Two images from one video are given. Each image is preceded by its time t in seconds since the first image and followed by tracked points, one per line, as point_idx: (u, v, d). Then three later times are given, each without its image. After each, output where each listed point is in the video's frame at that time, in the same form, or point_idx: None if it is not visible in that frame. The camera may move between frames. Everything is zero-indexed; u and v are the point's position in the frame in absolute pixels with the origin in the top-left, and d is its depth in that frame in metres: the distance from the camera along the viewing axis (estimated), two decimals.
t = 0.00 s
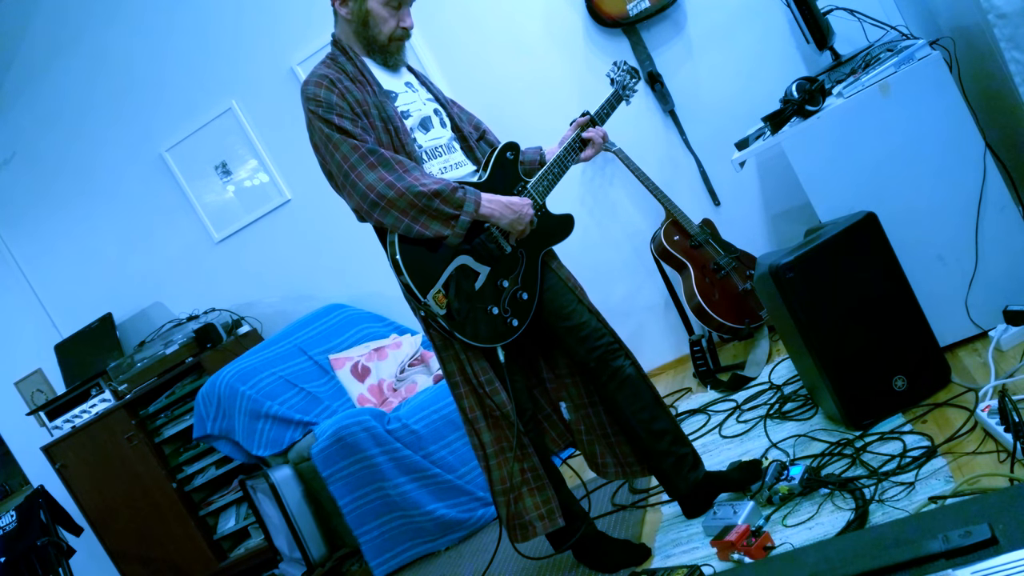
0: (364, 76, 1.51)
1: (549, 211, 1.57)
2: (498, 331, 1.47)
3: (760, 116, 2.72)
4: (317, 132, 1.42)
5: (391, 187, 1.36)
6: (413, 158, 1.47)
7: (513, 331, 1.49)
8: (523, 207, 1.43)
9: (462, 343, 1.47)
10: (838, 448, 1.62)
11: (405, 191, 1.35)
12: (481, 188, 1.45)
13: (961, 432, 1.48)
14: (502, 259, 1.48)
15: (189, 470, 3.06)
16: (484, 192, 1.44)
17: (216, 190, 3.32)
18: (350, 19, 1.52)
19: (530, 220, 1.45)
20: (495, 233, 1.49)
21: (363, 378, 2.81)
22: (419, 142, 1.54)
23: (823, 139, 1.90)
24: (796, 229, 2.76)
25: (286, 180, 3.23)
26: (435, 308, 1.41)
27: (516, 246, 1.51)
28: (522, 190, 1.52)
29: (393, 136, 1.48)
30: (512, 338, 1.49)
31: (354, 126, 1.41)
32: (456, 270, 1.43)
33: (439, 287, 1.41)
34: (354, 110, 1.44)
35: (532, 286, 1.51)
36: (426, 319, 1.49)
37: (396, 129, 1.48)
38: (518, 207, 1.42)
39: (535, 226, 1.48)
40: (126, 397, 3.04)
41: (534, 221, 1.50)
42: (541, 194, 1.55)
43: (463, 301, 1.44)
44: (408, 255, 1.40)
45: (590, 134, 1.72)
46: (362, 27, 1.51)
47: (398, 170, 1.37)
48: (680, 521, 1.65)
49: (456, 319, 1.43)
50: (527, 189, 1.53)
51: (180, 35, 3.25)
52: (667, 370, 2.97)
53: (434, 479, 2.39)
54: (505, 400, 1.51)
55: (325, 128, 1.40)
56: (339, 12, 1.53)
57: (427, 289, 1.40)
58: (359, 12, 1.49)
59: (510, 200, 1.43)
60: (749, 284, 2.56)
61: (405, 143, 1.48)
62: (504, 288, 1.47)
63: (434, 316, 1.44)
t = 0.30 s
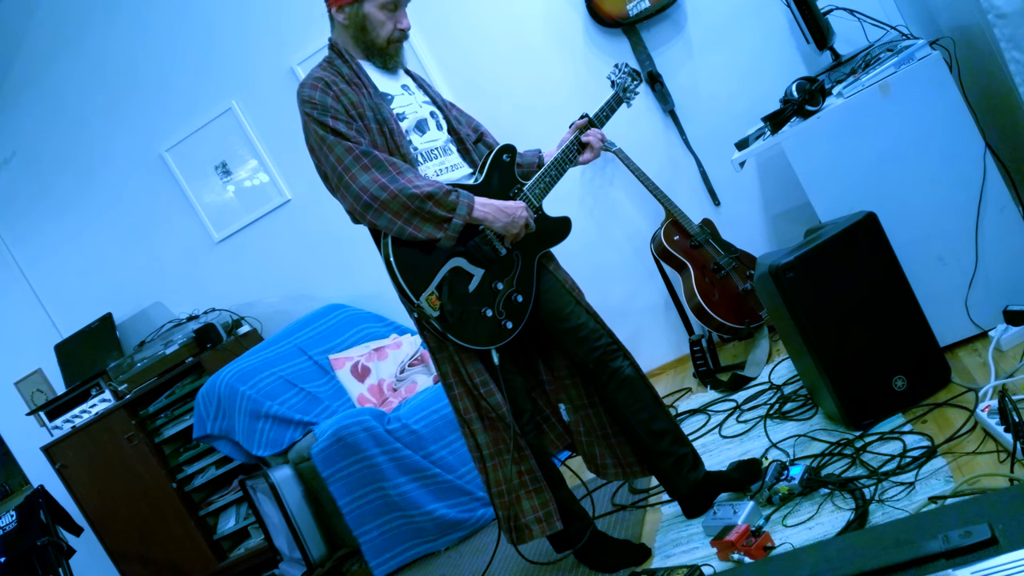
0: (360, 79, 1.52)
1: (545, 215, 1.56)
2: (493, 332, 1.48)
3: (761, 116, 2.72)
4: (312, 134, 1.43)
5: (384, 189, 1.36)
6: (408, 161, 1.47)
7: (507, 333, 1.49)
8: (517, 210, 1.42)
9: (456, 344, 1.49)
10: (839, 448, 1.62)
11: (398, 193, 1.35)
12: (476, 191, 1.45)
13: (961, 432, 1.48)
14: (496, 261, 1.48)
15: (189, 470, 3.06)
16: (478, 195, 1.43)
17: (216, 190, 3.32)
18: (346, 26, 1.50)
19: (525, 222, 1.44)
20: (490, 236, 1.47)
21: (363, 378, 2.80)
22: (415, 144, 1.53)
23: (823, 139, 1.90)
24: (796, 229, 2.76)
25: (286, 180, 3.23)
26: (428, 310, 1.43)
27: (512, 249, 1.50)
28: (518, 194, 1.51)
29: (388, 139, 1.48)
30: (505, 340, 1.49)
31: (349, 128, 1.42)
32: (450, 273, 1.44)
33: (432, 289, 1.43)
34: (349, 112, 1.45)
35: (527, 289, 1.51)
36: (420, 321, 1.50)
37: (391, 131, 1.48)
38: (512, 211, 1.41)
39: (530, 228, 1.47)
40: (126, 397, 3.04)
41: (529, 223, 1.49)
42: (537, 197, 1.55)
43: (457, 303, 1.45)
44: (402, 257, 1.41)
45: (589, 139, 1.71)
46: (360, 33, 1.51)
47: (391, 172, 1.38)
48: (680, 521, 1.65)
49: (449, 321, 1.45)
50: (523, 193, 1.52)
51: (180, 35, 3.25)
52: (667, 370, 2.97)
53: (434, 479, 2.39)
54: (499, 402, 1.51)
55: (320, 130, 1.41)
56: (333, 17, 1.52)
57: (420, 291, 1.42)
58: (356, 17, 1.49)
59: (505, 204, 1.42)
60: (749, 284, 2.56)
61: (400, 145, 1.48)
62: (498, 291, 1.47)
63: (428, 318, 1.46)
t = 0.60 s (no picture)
0: (347, 88, 1.50)
1: (533, 222, 1.55)
2: (480, 337, 1.49)
3: (761, 116, 2.72)
4: (299, 144, 1.43)
5: (369, 198, 1.36)
6: (395, 169, 1.48)
7: (495, 338, 1.50)
8: (503, 214, 1.41)
9: (445, 349, 1.49)
10: (838, 448, 1.62)
11: (383, 201, 1.36)
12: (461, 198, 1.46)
13: (961, 432, 1.48)
14: (484, 266, 1.47)
15: (189, 470, 3.06)
16: (463, 200, 1.43)
17: (216, 190, 3.32)
18: (337, 45, 1.51)
19: (511, 227, 1.43)
20: (477, 241, 1.46)
21: (363, 378, 2.80)
22: (401, 153, 1.53)
23: (822, 139, 1.90)
24: (796, 229, 2.75)
25: (286, 180, 3.23)
26: (415, 315, 1.44)
27: (499, 254, 1.49)
28: (505, 200, 1.52)
29: (376, 147, 1.48)
30: (493, 346, 1.50)
31: (335, 138, 1.41)
32: (436, 277, 1.44)
33: (419, 293, 1.44)
34: (336, 122, 1.45)
35: (516, 293, 1.51)
36: (408, 326, 1.51)
37: (379, 140, 1.49)
38: (498, 214, 1.41)
39: (516, 233, 1.45)
40: (126, 397, 3.04)
41: (516, 228, 1.47)
42: (524, 204, 1.54)
43: (444, 307, 1.45)
44: (390, 264, 1.41)
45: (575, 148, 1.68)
46: (353, 49, 1.51)
47: (376, 180, 1.38)
48: (680, 521, 1.65)
49: (437, 326, 1.46)
50: (509, 199, 1.52)
51: (180, 35, 3.25)
52: (667, 370, 2.98)
53: (434, 479, 2.39)
54: (493, 404, 1.50)
55: (307, 140, 1.41)
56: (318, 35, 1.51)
57: (406, 295, 1.43)
58: (346, 36, 1.48)
59: (490, 208, 1.41)
60: (749, 284, 2.56)
61: (388, 153, 1.49)
62: (486, 296, 1.48)
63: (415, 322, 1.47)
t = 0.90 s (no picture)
0: (324, 103, 1.52)
1: (517, 226, 1.56)
2: (464, 343, 1.49)
3: (760, 116, 2.72)
4: (278, 159, 1.45)
5: (348, 207, 1.38)
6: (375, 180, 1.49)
7: (480, 343, 1.50)
8: (483, 219, 1.44)
9: (432, 356, 1.50)
10: (838, 448, 1.62)
11: (361, 210, 1.38)
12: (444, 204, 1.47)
13: (961, 432, 1.48)
14: (466, 272, 1.49)
15: (189, 470, 3.06)
16: (443, 207, 1.45)
17: (216, 190, 3.32)
18: (311, 59, 1.52)
19: (491, 232, 1.45)
20: (459, 247, 1.48)
21: (363, 378, 2.80)
22: (380, 164, 1.54)
23: (822, 139, 1.90)
24: (796, 229, 2.75)
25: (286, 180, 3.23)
26: (399, 322, 1.45)
27: (482, 259, 1.51)
28: (487, 205, 1.53)
29: (355, 158, 1.50)
30: (479, 350, 1.50)
31: (313, 151, 1.43)
32: (420, 284, 1.46)
33: (403, 301, 1.45)
34: (314, 136, 1.46)
35: (499, 298, 1.52)
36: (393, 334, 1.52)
37: (357, 151, 1.50)
38: (478, 220, 1.43)
39: (497, 237, 1.48)
40: (126, 397, 3.04)
41: (496, 233, 1.49)
42: (507, 208, 1.55)
43: (427, 314, 1.46)
44: (372, 272, 1.43)
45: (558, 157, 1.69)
46: (326, 63, 1.53)
47: (355, 190, 1.40)
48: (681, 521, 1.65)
49: (421, 332, 1.46)
50: (492, 204, 1.53)
51: (180, 35, 3.25)
52: (667, 370, 2.98)
53: (434, 479, 2.40)
54: (479, 409, 1.51)
55: (285, 155, 1.43)
56: (293, 52, 1.53)
57: (390, 303, 1.44)
58: (320, 50, 1.51)
59: (470, 213, 1.43)
60: (749, 284, 2.56)
61: (366, 164, 1.50)
62: (470, 301, 1.49)
63: (399, 330, 1.47)
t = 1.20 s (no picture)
0: (313, 114, 1.54)
1: (499, 239, 1.57)
2: (444, 353, 1.50)
3: (760, 116, 2.72)
4: (266, 170, 1.47)
5: (331, 219, 1.41)
6: (360, 192, 1.51)
7: (458, 354, 1.51)
8: (464, 233, 1.45)
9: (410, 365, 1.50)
10: (838, 448, 1.62)
11: (344, 222, 1.40)
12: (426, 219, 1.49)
13: (961, 432, 1.48)
14: (447, 283, 1.50)
15: (190, 470, 3.06)
16: (425, 220, 1.47)
17: (216, 190, 3.32)
18: (301, 69, 1.54)
19: (471, 246, 1.46)
20: (440, 259, 1.49)
21: (363, 378, 2.80)
22: (367, 176, 1.56)
23: (822, 139, 1.90)
24: (796, 229, 2.75)
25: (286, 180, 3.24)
26: (378, 331, 1.46)
27: (464, 271, 1.52)
28: (470, 218, 1.54)
29: (340, 171, 1.52)
30: (458, 361, 1.51)
31: (299, 163, 1.46)
32: (399, 294, 1.46)
33: (382, 310, 1.45)
34: (301, 147, 1.48)
35: (480, 309, 1.52)
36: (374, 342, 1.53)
37: (343, 164, 1.52)
38: (459, 234, 1.44)
39: (477, 252, 1.49)
40: (126, 397, 3.04)
41: (478, 247, 1.50)
42: (490, 222, 1.56)
43: (406, 324, 1.47)
44: (353, 282, 1.44)
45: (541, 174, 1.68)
46: (314, 74, 1.53)
47: (338, 203, 1.42)
48: (680, 521, 1.65)
49: (398, 341, 1.47)
50: (475, 218, 1.54)
51: (180, 35, 3.25)
52: (667, 370, 2.97)
53: (434, 479, 2.39)
54: (454, 419, 1.54)
55: (272, 166, 1.45)
56: (285, 62, 1.55)
57: (370, 312, 1.45)
58: (309, 60, 1.52)
59: (451, 227, 1.45)
60: (749, 284, 2.55)
61: (352, 177, 1.52)
62: (450, 313, 1.49)
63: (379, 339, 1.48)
